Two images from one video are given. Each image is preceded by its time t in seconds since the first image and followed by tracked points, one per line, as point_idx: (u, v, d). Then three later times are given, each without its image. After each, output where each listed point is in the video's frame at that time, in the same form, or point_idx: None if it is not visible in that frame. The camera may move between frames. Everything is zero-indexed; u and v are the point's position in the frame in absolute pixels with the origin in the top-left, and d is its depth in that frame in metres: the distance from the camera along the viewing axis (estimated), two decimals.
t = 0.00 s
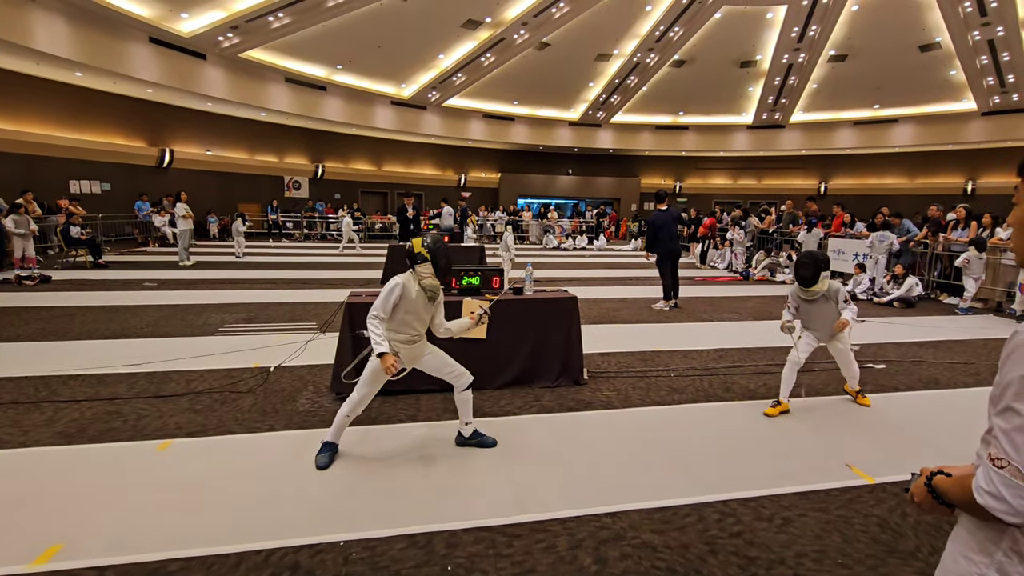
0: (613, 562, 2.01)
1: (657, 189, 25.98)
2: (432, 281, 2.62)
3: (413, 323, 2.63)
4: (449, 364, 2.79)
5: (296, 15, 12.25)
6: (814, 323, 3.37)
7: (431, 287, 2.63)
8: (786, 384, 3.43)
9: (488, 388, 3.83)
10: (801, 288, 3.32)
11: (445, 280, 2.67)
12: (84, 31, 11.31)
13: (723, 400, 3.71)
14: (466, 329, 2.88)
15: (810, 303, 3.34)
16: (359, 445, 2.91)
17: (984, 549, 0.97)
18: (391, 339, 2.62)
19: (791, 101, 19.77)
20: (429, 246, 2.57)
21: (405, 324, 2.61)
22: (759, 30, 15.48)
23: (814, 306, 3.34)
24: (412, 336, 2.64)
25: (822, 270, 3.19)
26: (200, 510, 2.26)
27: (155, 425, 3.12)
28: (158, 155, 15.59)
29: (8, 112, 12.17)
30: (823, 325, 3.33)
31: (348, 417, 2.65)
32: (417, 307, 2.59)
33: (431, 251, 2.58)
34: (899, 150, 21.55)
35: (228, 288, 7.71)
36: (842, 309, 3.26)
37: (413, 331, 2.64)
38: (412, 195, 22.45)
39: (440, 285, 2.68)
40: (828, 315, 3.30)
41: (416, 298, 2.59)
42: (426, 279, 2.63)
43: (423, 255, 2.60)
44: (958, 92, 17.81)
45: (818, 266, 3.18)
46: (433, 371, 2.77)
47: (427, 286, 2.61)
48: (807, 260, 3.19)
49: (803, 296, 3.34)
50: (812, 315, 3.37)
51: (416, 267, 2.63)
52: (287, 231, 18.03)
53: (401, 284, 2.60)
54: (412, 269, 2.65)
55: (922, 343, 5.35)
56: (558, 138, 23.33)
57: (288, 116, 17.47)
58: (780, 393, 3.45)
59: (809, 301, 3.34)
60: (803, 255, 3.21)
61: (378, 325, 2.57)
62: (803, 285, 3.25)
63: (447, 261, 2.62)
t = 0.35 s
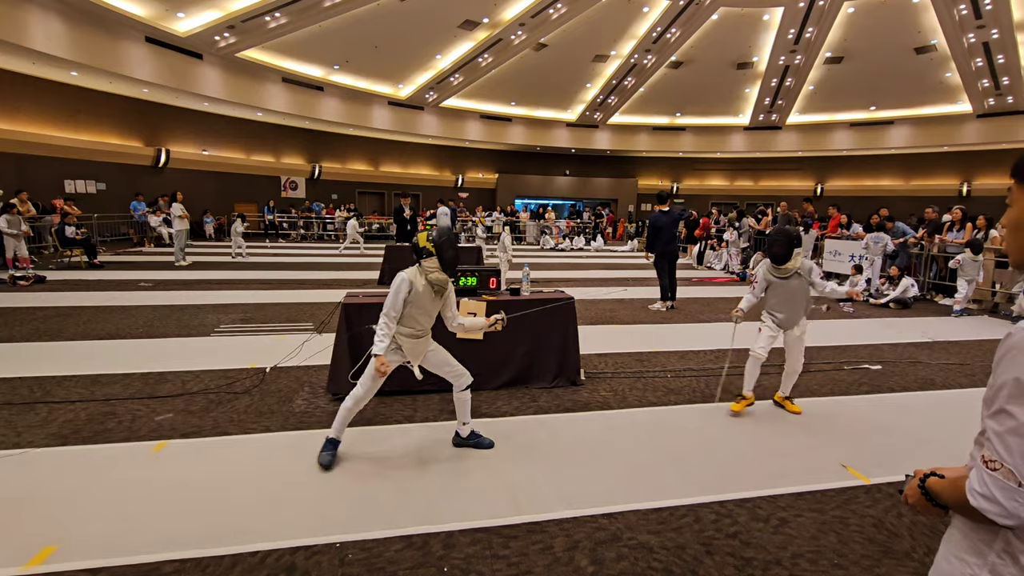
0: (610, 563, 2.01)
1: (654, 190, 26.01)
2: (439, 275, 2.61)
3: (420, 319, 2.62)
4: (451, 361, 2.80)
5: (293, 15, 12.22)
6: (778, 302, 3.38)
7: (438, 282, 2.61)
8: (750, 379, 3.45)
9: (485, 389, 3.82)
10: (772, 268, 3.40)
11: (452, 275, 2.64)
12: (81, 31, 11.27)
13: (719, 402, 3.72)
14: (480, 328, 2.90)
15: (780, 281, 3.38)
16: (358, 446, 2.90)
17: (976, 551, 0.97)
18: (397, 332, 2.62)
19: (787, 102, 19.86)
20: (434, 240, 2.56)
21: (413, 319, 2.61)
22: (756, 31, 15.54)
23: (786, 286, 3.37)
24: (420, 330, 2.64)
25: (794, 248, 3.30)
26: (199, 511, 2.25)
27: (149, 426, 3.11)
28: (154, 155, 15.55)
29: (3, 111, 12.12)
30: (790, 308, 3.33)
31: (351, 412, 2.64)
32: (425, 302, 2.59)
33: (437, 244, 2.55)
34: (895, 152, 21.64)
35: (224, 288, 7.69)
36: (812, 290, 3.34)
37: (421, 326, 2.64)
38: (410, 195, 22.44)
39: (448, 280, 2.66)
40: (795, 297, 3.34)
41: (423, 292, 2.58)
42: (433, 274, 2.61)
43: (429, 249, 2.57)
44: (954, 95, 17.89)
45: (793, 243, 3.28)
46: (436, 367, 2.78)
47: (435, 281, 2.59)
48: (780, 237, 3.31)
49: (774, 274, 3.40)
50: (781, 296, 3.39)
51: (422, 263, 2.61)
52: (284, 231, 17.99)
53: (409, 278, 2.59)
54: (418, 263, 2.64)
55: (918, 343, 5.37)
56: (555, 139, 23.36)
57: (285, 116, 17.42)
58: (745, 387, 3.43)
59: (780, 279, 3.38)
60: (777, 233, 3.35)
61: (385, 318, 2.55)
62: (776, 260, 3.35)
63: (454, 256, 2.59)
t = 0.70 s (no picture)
0: (607, 564, 2.00)
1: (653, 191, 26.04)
2: (383, 272, 2.57)
3: (365, 318, 2.58)
4: (405, 365, 2.76)
5: (292, 15, 12.22)
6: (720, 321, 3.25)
7: (383, 280, 2.57)
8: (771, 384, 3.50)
9: (482, 389, 3.82)
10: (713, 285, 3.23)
11: (398, 273, 2.61)
12: (79, 30, 11.25)
13: (718, 402, 3.71)
14: (420, 329, 2.77)
15: (720, 299, 3.22)
16: (355, 446, 2.90)
17: (971, 551, 0.97)
18: (343, 334, 2.58)
19: (785, 103, 19.94)
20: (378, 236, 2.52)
21: (359, 318, 2.57)
22: (754, 33, 15.57)
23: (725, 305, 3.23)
24: (367, 331, 2.59)
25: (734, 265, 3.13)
26: (194, 512, 2.24)
27: (146, 426, 3.10)
28: (151, 155, 15.53)
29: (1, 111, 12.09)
30: (730, 328, 3.23)
31: (315, 419, 2.59)
32: (369, 300, 2.55)
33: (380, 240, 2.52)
34: (892, 153, 21.70)
35: (221, 288, 7.68)
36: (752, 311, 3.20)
37: (368, 326, 2.59)
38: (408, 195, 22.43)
39: (395, 278, 2.63)
40: (735, 316, 3.20)
41: (367, 290, 2.55)
42: (378, 272, 2.58)
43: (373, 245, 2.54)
44: (951, 96, 17.97)
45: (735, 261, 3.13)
46: (388, 370, 2.72)
47: (379, 278, 2.56)
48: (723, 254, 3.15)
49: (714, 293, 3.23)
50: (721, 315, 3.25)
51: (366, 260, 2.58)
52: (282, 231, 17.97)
53: (352, 277, 2.57)
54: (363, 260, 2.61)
55: (915, 344, 5.39)
56: (554, 139, 23.39)
57: (283, 116, 17.41)
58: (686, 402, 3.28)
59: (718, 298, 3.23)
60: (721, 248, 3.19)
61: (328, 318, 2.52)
62: (719, 279, 3.15)
63: (398, 252, 2.55)
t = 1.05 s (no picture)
0: (607, 564, 2.00)
1: (653, 192, 26.05)
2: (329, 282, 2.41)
3: (314, 333, 2.41)
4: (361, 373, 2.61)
5: (292, 15, 12.23)
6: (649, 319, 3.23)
7: (331, 290, 2.42)
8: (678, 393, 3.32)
9: (481, 390, 3.82)
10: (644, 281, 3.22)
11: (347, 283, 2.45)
12: (79, 30, 11.26)
13: (718, 404, 3.71)
14: (390, 329, 2.56)
15: (652, 297, 3.21)
16: (355, 447, 2.89)
17: (968, 553, 0.97)
18: (292, 349, 2.42)
19: (785, 105, 19.96)
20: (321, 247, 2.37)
21: (308, 332, 2.40)
22: (754, 35, 15.61)
23: (656, 301, 3.22)
24: (317, 345, 2.43)
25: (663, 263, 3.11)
26: (193, 512, 2.24)
27: (145, 426, 3.09)
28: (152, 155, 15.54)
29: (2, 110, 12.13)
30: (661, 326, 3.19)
31: (244, 430, 2.43)
32: (317, 314, 2.39)
33: (326, 250, 2.38)
34: (892, 155, 21.72)
35: (221, 288, 7.67)
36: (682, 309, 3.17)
37: (318, 340, 2.43)
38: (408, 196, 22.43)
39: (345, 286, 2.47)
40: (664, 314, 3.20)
41: (313, 302, 2.39)
42: (323, 283, 2.42)
43: (318, 256, 2.39)
44: (950, 99, 18.01)
45: (667, 258, 3.11)
46: (343, 384, 2.55)
47: (325, 290, 2.40)
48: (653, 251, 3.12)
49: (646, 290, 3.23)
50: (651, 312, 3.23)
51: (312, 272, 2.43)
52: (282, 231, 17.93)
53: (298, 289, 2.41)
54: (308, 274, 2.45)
55: (914, 346, 5.39)
56: (554, 140, 23.40)
57: (283, 117, 17.41)
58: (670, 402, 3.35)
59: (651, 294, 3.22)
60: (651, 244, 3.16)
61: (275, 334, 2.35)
62: (648, 276, 3.16)
63: (346, 260, 2.40)
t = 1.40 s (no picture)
0: (607, 567, 2.00)
1: (654, 194, 26.05)
2: (237, 297, 2.29)
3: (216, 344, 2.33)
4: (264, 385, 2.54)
5: (293, 17, 12.27)
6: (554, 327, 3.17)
7: (238, 304, 2.29)
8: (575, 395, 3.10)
9: (482, 392, 3.81)
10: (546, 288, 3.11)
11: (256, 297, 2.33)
12: (81, 31, 11.29)
13: (719, 406, 3.72)
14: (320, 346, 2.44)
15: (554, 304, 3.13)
16: (355, 448, 2.89)
17: (968, 557, 0.97)
18: (189, 360, 2.33)
19: (786, 108, 19.98)
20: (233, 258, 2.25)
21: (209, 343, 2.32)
22: (755, 38, 15.64)
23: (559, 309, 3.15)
24: (218, 356, 2.35)
25: (565, 269, 3.01)
26: (192, 514, 2.23)
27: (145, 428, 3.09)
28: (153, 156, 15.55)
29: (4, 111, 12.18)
30: (564, 330, 3.16)
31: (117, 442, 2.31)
32: (221, 327, 2.29)
33: (236, 261, 2.26)
34: (893, 159, 21.75)
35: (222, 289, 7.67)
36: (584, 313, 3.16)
37: (220, 350, 2.35)
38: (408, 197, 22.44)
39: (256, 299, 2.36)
40: (569, 319, 3.15)
41: (218, 316, 2.27)
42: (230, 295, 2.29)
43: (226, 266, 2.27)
44: (951, 102, 18.03)
45: (570, 264, 3.01)
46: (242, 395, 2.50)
47: (232, 302, 2.27)
48: (554, 257, 2.99)
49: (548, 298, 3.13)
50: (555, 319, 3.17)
51: (217, 282, 2.30)
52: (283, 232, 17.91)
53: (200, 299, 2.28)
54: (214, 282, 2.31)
55: (915, 349, 5.39)
56: (554, 142, 23.43)
57: (285, 118, 17.43)
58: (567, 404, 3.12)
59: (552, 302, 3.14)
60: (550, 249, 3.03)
61: (174, 344, 2.23)
62: (549, 282, 3.02)
63: (256, 274, 2.29)
